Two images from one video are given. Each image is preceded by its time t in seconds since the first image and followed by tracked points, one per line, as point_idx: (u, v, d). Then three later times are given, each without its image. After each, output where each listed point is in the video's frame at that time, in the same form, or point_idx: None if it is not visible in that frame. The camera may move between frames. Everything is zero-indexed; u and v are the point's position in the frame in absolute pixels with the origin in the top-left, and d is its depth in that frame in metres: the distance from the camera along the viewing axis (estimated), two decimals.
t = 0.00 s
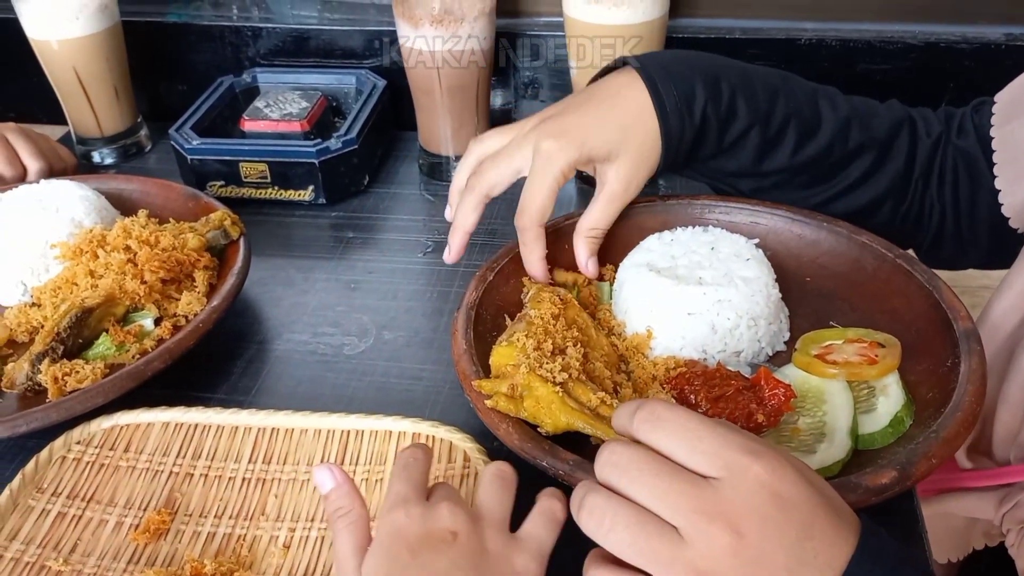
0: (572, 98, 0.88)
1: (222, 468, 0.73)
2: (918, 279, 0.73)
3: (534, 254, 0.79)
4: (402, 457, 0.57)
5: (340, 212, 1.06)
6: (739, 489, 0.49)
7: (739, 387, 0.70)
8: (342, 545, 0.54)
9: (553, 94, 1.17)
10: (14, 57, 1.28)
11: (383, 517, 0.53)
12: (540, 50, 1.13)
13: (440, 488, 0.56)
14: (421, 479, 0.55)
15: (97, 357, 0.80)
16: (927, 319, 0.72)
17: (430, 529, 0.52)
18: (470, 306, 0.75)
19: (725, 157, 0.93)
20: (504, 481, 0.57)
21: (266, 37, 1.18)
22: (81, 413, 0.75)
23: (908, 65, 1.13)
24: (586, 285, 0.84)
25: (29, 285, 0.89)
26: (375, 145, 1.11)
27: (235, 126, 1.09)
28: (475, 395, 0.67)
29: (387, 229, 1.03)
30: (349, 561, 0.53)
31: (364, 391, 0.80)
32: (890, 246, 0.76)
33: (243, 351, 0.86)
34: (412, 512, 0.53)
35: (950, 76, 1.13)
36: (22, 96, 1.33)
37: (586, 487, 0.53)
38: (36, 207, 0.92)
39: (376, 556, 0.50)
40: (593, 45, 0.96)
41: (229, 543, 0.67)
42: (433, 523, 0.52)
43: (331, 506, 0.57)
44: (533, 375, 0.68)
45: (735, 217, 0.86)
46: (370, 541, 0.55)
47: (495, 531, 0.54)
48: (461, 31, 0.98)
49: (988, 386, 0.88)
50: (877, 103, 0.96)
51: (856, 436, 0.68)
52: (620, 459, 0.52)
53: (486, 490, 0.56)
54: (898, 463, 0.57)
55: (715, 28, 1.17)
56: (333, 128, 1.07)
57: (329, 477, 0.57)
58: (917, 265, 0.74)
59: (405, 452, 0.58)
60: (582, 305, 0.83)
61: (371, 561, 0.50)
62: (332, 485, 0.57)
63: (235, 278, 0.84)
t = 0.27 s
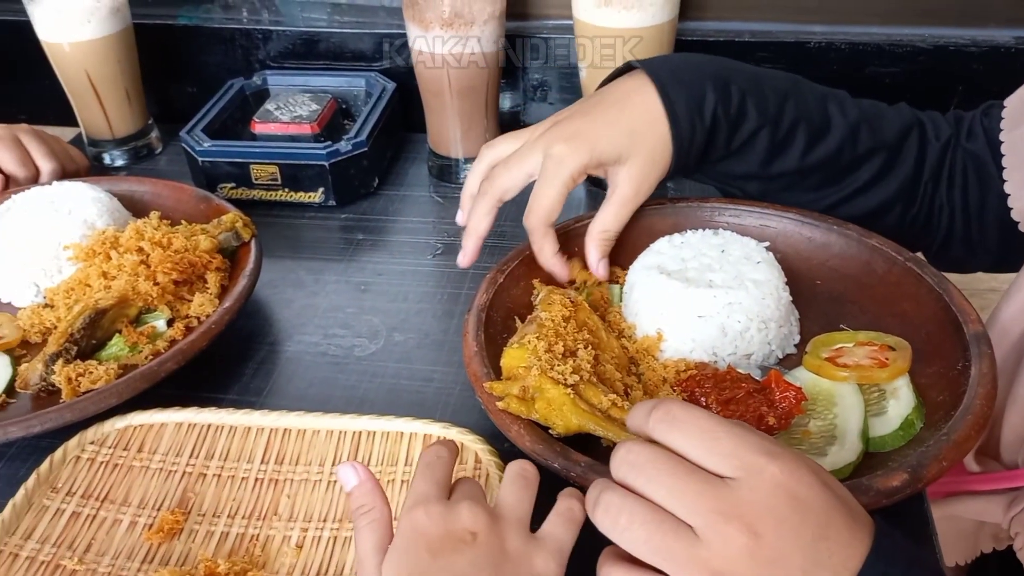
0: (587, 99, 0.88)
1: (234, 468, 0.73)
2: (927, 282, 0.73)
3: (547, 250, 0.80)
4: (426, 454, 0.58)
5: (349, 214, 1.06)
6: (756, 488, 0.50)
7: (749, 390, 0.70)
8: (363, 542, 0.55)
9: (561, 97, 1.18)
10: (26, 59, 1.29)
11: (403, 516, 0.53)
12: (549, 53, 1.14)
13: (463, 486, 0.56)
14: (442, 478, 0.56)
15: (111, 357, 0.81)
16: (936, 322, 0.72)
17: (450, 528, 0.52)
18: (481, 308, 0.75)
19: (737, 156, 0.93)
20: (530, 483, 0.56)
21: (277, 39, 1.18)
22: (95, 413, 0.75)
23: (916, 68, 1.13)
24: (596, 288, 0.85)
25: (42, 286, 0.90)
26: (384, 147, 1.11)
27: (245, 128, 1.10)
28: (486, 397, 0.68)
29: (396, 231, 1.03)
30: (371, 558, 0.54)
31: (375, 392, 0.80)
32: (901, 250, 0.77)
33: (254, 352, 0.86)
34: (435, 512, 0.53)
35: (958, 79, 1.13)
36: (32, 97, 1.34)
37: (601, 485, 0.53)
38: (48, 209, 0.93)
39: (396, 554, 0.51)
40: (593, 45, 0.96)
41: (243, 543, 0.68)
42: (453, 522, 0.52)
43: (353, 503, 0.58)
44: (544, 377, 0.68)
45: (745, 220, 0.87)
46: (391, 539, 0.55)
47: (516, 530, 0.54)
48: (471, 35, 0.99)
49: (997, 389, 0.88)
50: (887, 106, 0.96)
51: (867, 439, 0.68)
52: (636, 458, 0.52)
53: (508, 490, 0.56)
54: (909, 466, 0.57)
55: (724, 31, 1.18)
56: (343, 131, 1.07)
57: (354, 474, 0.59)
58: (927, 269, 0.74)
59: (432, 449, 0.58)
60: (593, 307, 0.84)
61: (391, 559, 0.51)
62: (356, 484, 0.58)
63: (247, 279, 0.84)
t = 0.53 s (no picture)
0: (629, 38, 0.86)
1: (245, 467, 0.74)
2: (933, 285, 0.73)
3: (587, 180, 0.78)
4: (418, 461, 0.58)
5: (358, 216, 1.07)
6: (767, 484, 0.50)
7: (755, 392, 0.70)
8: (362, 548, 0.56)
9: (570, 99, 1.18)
10: (39, 63, 1.30)
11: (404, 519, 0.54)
12: (557, 56, 1.14)
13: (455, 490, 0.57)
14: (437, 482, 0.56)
15: (123, 357, 0.82)
16: (942, 325, 0.72)
17: (451, 530, 0.53)
18: (488, 310, 0.76)
19: (760, 132, 0.92)
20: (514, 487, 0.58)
21: (287, 42, 1.19)
22: (107, 412, 0.76)
23: (924, 72, 1.14)
24: (604, 291, 0.86)
25: (56, 287, 0.91)
26: (394, 149, 1.12)
27: (256, 130, 1.11)
28: (494, 398, 0.69)
29: (405, 233, 1.04)
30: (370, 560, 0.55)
31: (383, 393, 0.81)
32: (907, 253, 0.77)
33: (265, 352, 0.87)
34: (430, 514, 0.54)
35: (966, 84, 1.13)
36: (44, 99, 1.35)
37: (614, 477, 0.54)
38: (62, 210, 0.94)
39: (398, 557, 0.52)
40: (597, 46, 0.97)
41: (252, 541, 0.69)
42: (454, 524, 0.53)
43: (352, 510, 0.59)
44: (551, 379, 0.69)
45: (753, 223, 0.88)
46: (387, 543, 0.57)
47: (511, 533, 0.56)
48: (479, 38, 0.99)
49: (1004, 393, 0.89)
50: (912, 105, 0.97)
51: (871, 441, 0.68)
52: (648, 454, 0.53)
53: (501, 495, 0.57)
54: (913, 468, 0.57)
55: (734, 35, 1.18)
56: (352, 133, 1.08)
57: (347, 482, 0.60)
58: (933, 271, 0.74)
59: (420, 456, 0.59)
60: (600, 309, 0.84)
61: (393, 562, 0.52)
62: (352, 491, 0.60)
63: (258, 280, 0.85)
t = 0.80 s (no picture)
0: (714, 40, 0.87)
1: (273, 467, 0.76)
2: (958, 290, 0.74)
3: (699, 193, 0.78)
4: (453, 456, 0.59)
5: (385, 220, 1.09)
6: (785, 489, 0.51)
7: (777, 397, 0.71)
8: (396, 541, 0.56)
9: (595, 105, 1.19)
10: (77, 70, 1.34)
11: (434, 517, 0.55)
12: (583, 63, 1.16)
13: (488, 487, 0.58)
14: (470, 477, 0.57)
15: (155, 359, 0.84)
16: (965, 331, 0.72)
17: (478, 527, 0.54)
18: (512, 314, 0.77)
19: (831, 128, 0.91)
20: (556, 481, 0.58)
21: (316, 50, 1.21)
22: (140, 412, 0.78)
23: (952, 78, 1.13)
24: (627, 296, 0.86)
25: (90, 290, 0.94)
26: (420, 155, 1.14)
27: (285, 136, 1.13)
28: (517, 400, 0.70)
29: (431, 237, 1.06)
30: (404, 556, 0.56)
31: (409, 396, 0.82)
32: (932, 260, 0.78)
33: (293, 354, 0.89)
34: (464, 510, 0.54)
35: (994, 89, 1.13)
36: (82, 105, 1.39)
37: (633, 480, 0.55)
38: (96, 215, 0.96)
39: (428, 553, 0.53)
40: (619, 52, 0.97)
41: (280, 539, 0.70)
42: (482, 521, 0.54)
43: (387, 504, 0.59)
44: (573, 382, 0.69)
45: (776, 228, 0.89)
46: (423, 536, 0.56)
47: (542, 528, 0.56)
48: (504, 45, 1.01)
49: None
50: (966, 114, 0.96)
51: (893, 447, 0.68)
52: (669, 456, 0.54)
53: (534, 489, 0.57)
54: (935, 473, 0.58)
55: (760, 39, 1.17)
56: (379, 139, 1.10)
57: (386, 475, 0.60)
58: (957, 278, 0.75)
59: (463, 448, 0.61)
60: (623, 313, 0.85)
61: (424, 558, 0.52)
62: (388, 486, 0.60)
63: (286, 284, 0.87)
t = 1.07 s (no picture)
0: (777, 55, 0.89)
1: (316, 468, 0.76)
2: (997, 299, 0.74)
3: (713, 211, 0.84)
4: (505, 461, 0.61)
5: (423, 227, 1.11)
6: (824, 493, 0.51)
7: (815, 405, 0.71)
8: (447, 540, 0.57)
9: (631, 114, 1.20)
10: (126, 81, 1.38)
11: (484, 517, 0.57)
12: (618, 72, 1.17)
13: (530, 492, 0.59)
14: (521, 483, 0.59)
15: (202, 362, 0.86)
16: (1005, 340, 0.72)
17: (527, 529, 0.55)
18: (549, 320, 0.79)
19: (894, 149, 0.92)
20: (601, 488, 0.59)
21: (356, 60, 1.24)
22: (188, 413, 0.79)
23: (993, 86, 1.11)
24: (664, 304, 0.87)
25: (139, 294, 0.97)
26: (458, 163, 1.16)
27: (327, 145, 1.17)
28: (554, 406, 0.71)
29: (468, 244, 1.07)
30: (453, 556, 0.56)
31: (448, 400, 0.84)
32: (971, 268, 0.78)
33: (334, 358, 0.91)
34: (510, 511, 0.56)
35: None
36: (130, 115, 1.43)
37: (672, 481, 0.56)
38: (145, 222, 0.99)
39: (476, 552, 0.54)
40: (656, 62, 0.98)
41: (323, 539, 0.71)
42: (531, 523, 0.56)
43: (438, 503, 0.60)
44: (610, 389, 0.70)
45: (812, 236, 0.89)
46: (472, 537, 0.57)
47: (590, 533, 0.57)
48: (542, 55, 1.03)
49: None
50: None
51: (932, 455, 0.68)
52: (709, 460, 0.55)
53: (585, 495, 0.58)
54: (974, 482, 0.59)
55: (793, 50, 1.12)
56: (418, 147, 1.12)
57: (437, 474, 0.61)
58: (997, 287, 0.75)
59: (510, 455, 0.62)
60: (660, 320, 0.86)
61: (472, 556, 0.54)
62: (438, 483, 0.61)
63: (328, 289, 0.89)
